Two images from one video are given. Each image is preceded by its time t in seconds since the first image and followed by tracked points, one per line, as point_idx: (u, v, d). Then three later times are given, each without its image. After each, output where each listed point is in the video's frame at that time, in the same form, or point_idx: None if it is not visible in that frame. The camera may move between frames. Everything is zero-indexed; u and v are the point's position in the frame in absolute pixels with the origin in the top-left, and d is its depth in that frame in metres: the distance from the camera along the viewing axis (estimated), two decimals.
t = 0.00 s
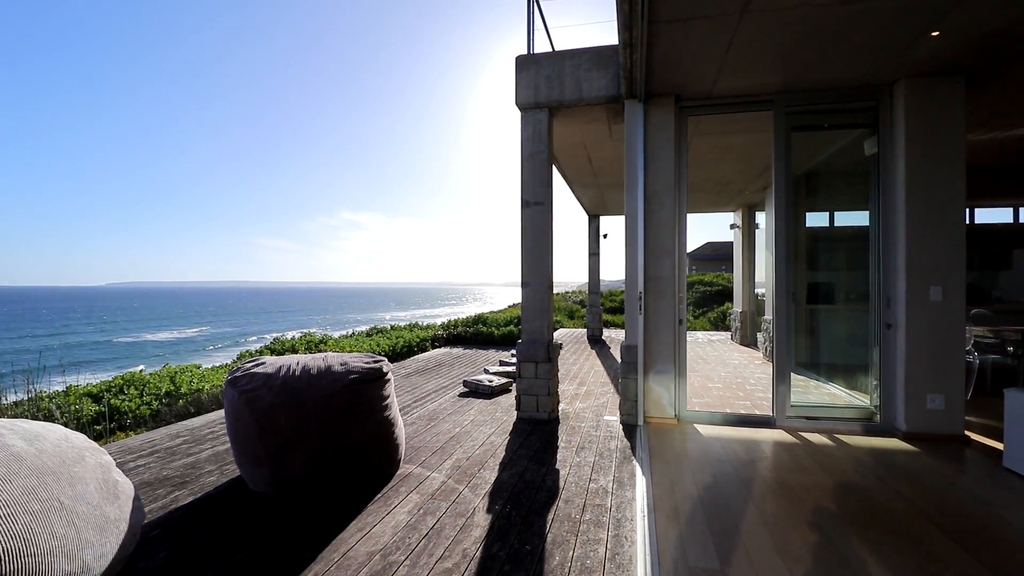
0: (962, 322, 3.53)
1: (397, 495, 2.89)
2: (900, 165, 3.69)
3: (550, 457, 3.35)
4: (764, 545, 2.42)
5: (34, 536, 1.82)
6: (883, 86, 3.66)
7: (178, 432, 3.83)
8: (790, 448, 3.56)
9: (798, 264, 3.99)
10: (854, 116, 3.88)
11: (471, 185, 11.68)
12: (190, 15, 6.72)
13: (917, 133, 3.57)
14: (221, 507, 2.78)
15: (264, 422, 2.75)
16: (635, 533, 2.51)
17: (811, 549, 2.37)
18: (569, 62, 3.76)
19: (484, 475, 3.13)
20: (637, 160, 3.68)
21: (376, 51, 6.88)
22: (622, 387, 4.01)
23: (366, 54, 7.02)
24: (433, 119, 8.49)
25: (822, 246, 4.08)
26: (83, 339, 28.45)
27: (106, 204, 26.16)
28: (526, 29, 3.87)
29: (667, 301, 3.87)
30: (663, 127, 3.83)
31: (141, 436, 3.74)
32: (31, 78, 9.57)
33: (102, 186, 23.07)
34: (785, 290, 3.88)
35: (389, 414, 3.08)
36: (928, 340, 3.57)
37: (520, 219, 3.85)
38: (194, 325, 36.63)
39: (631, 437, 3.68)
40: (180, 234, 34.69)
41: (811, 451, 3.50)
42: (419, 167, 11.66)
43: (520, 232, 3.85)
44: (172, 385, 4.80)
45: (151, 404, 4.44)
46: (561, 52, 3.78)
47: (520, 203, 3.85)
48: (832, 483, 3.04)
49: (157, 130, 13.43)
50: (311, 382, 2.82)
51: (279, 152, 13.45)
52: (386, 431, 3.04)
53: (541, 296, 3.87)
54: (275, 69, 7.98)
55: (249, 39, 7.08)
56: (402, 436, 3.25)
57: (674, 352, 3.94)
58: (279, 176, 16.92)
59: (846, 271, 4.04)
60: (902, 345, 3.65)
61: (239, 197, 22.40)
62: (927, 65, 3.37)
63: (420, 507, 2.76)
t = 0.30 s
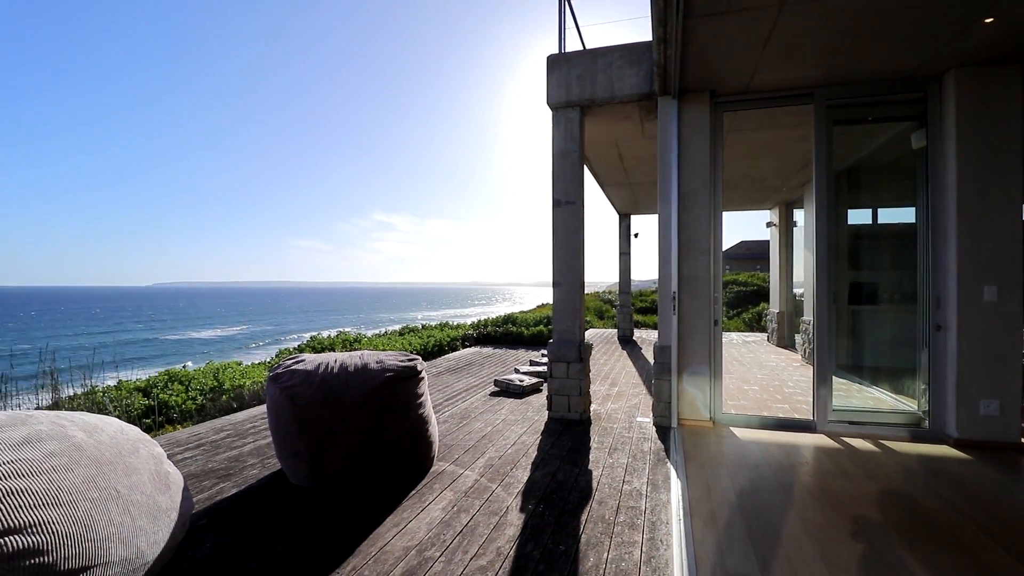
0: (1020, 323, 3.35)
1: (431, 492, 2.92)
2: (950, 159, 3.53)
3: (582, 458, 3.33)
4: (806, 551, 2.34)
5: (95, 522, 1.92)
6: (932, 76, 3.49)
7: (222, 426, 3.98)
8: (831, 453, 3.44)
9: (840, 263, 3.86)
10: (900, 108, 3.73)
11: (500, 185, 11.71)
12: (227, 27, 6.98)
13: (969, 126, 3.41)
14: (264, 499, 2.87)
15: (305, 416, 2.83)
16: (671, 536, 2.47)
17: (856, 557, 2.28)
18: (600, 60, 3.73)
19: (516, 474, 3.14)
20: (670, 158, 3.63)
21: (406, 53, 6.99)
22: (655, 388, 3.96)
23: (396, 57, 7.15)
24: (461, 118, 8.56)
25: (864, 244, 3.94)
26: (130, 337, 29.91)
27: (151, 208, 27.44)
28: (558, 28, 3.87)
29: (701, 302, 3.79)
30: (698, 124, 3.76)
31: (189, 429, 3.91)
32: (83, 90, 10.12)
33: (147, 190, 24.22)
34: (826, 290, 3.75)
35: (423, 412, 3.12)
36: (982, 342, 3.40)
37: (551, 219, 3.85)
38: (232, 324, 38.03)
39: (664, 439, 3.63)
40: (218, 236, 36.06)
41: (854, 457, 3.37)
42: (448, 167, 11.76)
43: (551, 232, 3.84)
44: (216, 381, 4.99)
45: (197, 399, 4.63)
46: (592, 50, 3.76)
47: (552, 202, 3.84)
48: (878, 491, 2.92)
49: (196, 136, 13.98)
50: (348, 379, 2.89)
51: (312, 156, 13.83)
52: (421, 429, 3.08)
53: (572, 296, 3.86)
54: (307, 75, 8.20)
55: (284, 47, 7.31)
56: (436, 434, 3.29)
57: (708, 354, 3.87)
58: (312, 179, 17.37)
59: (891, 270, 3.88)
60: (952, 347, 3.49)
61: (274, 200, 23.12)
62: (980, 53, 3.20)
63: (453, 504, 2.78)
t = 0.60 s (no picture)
0: None
1: (464, 490, 2.95)
2: (1005, 152, 3.36)
3: (614, 459, 3.30)
4: (850, 558, 2.26)
5: (147, 512, 2.02)
6: (985, 65, 3.33)
7: (263, 422, 4.11)
8: (876, 460, 3.31)
9: (884, 262, 3.71)
10: (950, 99, 3.56)
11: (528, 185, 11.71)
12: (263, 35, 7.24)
13: None
14: (302, 493, 2.95)
15: (342, 412, 2.90)
16: (707, 540, 2.41)
17: (904, 566, 2.19)
18: (632, 57, 3.70)
19: (548, 474, 3.13)
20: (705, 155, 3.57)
21: (435, 54, 7.08)
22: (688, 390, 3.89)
23: (426, 58, 7.26)
24: (489, 117, 8.61)
25: (910, 242, 3.78)
26: (172, 335, 31.28)
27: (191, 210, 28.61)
28: (589, 26, 3.86)
29: (736, 302, 3.71)
30: (733, 120, 3.69)
31: (233, 424, 4.06)
32: (130, 98, 10.67)
33: (187, 193, 25.26)
34: (869, 290, 3.62)
35: (456, 410, 3.15)
36: None
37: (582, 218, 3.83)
38: (266, 324, 39.21)
39: (698, 442, 3.56)
40: (253, 237, 37.30)
41: (900, 464, 3.24)
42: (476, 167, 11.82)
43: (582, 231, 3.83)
44: (256, 378, 5.16)
45: (237, 395, 4.81)
46: (624, 48, 3.74)
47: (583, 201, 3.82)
48: (926, 500, 2.79)
49: (233, 141, 14.50)
50: (383, 377, 2.95)
51: (342, 158, 14.15)
52: (453, 428, 3.11)
53: (604, 295, 3.82)
54: (339, 79, 8.39)
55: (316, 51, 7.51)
56: (467, 434, 3.32)
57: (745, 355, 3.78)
58: (343, 181, 17.77)
59: (939, 269, 3.72)
60: (1008, 350, 3.32)
61: (306, 201, 23.76)
62: None
63: (486, 503, 2.80)
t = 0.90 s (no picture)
0: None
1: (495, 489, 2.96)
2: None
3: (646, 462, 3.26)
4: (896, 569, 2.17)
5: (195, 502, 2.10)
6: None
7: (300, 418, 4.23)
8: (923, 468, 3.16)
9: (930, 261, 3.56)
10: (1003, 90, 3.38)
11: (555, 184, 11.68)
12: (295, 41, 7.44)
13: None
14: (339, 488, 3.03)
15: (376, 410, 2.95)
16: (743, 544, 2.36)
17: None
18: (664, 54, 3.66)
19: (579, 475, 3.11)
20: (740, 152, 3.50)
21: (463, 54, 7.14)
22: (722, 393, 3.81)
23: (454, 59, 7.33)
24: (516, 116, 8.62)
25: (959, 241, 3.62)
26: (209, 333, 32.49)
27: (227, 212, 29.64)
28: (620, 24, 3.84)
29: (773, 303, 3.63)
30: (770, 116, 3.63)
31: (272, 419, 4.19)
32: (171, 104, 11.14)
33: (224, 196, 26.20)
34: (915, 291, 3.47)
35: (487, 409, 3.18)
36: None
37: (613, 217, 3.80)
38: (297, 323, 40.21)
39: (732, 445, 3.49)
40: (285, 238, 38.38)
41: (949, 472, 3.09)
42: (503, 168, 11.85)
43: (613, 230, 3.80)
44: (293, 375, 5.32)
45: (276, 392, 4.96)
46: (656, 44, 3.70)
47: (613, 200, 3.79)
48: (979, 510, 2.66)
49: (267, 145, 14.97)
50: (416, 375, 2.99)
51: (371, 160, 14.42)
52: (484, 427, 3.13)
53: (635, 296, 3.78)
54: (368, 82, 8.56)
55: (346, 54, 7.67)
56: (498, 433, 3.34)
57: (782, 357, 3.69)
58: (372, 183, 18.09)
59: (991, 268, 3.55)
60: None
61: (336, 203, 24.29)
62: None
63: (517, 502, 2.81)
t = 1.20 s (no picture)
0: None
1: (526, 488, 2.97)
2: None
3: (679, 465, 3.21)
4: None
5: (240, 495, 2.17)
6: None
7: (335, 415, 4.33)
8: (974, 476, 3.02)
9: (981, 260, 3.40)
10: None
11: (582, 184, 11.62)
12: (327, 43, 7.62)
13: None
14: (373, 484, 3.09)
15: (409, 408, 3.00)
16: (782, 549, 2.30)
17: None
18: (697, 50, 3.61)
19: (610, 477, 3.09)
20: (776, 149, 3.42)
21: (490, 53, 7.18)
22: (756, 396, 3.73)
23: (481, 57, 7.38)
24: (544, 113, 8.61)
25: (1012, 239, 3.44)
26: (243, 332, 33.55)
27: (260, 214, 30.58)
28: (651, 22, 3.81)
29: (811, 302, 3.56)
30: (807, 113, 3.56)
31: (309, 416, 4.30)
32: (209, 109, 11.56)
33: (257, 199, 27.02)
34: (963, 291, 3.32)
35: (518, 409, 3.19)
36: None
37: (644, 216, 3.77)
38: (327, 322, 41.12)
39: (768, 449, 3.41)
40: (314, 240, 39.30)
41: (1002, 481, 2.94)
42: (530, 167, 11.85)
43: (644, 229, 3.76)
44: (328, 373, 5.45)
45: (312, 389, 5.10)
46: (687, 41, 3.66)
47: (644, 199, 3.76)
48: None
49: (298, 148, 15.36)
50: (447, 374, 3.02)
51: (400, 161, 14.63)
52: (515, 427, 3.15)
53: (666, 296, 3.74)
54: (397, 82, 8.68)
55: (376, 55, 7.82)
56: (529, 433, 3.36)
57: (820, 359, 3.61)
58: (400, 184, 18.35)
59: None
60: None
61: (365, 204, 24.74)
62: None
63: (548, 502, 2.80)
